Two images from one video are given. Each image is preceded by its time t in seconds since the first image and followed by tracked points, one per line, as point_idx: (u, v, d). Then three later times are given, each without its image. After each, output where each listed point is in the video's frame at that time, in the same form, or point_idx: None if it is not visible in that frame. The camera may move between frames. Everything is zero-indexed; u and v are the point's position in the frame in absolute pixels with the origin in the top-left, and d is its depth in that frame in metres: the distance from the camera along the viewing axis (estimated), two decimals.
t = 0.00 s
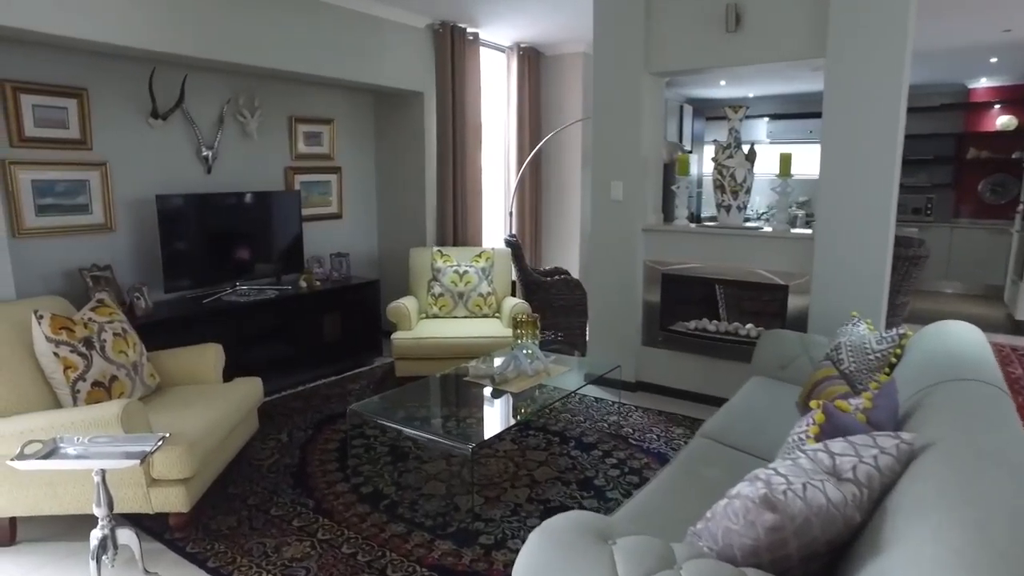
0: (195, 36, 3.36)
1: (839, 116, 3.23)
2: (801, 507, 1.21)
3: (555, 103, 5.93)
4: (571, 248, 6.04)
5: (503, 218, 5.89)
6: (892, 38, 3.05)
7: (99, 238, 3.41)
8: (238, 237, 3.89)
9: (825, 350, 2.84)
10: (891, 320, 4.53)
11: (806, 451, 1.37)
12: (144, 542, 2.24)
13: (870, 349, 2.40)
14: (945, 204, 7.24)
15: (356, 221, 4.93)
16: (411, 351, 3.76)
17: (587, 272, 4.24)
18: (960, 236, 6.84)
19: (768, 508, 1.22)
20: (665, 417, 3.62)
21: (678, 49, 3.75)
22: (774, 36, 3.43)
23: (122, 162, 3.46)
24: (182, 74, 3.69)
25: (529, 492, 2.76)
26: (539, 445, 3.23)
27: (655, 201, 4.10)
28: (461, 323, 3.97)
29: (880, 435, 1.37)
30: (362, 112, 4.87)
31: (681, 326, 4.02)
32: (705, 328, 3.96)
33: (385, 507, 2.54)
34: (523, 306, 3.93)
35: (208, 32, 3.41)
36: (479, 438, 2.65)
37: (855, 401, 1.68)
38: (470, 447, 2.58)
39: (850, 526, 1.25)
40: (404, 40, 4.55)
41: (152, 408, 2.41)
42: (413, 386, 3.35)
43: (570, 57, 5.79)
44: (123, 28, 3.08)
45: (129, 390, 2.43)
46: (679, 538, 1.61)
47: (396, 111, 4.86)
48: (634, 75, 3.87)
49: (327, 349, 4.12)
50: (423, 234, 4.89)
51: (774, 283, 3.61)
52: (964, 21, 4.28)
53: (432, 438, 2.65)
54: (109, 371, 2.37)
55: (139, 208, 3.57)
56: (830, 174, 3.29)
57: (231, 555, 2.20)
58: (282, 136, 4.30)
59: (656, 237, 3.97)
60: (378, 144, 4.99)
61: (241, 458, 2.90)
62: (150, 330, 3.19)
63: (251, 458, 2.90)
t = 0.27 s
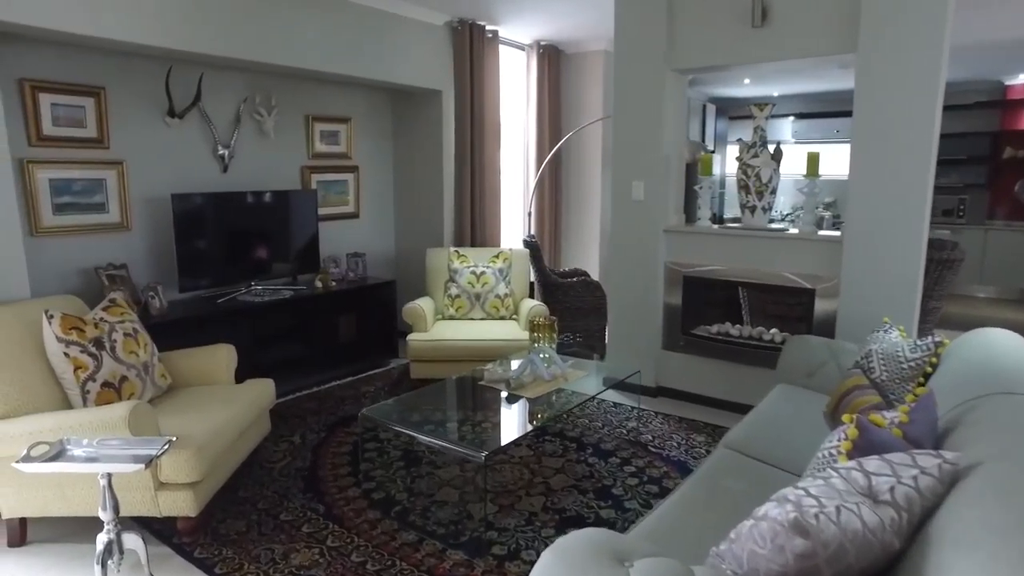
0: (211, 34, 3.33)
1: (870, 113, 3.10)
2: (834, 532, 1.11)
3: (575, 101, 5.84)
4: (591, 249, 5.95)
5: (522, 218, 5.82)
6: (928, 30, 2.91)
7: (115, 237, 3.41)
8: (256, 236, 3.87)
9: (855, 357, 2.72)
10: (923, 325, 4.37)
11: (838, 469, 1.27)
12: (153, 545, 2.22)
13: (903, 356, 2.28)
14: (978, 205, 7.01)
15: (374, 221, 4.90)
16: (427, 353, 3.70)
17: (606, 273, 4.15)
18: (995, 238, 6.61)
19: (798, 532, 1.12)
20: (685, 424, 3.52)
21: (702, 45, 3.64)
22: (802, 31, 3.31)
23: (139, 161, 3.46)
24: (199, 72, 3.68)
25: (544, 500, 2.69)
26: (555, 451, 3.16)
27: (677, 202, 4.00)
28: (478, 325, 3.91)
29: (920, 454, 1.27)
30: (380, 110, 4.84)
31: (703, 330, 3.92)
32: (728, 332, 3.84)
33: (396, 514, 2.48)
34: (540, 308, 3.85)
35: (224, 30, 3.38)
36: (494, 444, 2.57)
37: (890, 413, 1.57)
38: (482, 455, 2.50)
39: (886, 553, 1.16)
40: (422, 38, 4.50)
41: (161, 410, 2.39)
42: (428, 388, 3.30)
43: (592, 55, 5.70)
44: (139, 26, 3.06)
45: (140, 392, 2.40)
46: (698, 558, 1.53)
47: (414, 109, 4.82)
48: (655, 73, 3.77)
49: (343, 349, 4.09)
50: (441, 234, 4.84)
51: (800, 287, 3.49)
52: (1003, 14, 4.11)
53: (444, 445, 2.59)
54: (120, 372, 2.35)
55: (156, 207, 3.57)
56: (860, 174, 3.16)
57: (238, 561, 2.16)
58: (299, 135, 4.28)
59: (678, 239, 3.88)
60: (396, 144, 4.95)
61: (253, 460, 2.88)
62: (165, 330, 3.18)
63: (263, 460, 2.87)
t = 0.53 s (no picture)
0: (227, 31, 3.32)
1: (900, 110, 2.99)
2: (868, 554, 1.04)
3: (593, 100, 5.77)
4: (610, 250, 5.87)
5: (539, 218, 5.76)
6: (961, 23, 2.79)
7: (131, 236, 3.42)
8: (272, 235, 3.85)
9: (883, 364, 2.61)
10: (953, 329, 4.23)
11: (870, 485, 1.19)
12: (162, 546, 2.20)
13: (934, 363, 2.18)
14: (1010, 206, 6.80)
15: (390, 220, 4.88)
16: (442, 354, 3.65)
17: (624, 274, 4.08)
18: None
19: (829, 554, 1.04)
20: (705, 429, 3.44)
21: (724, 41, 3.55)
22: (829, 25, 3.21)
23: (155, 160, 3.45)
24: (215, 70, 3.67)
25: (559, 506, 2.63)
26: (571, 456, 3.10)
27: (697, 202, 3.91)
28: (494, 326, 3.85)
29: (959, 470, 1.19)
30: (397, 109, 4.81)
31: (723, 334, 3.83)
32: (748, 336, 3.75)
33: (408, 519, 2.44)
34: (557, 310, 3.79)
35: (240, 28, 3.36)
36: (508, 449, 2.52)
37: (925, 425, 1.49)
38: (494, 460, 2.44)
39: None
40: (439, 36, 4.46)
41: (171, 411, 2.37)
42: (442, 390, 3.25)
43: (611, 53, 5.63)
44: (155, 24, 3.05)
45: (151, 391, 2.38)
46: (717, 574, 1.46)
47: (430, 108, 4.78)
48: (675, 69, 3.69)
49: (357, 350, 4.07)
50: (457, 234, 4.79)
51: (825, 289, 3.38)
52: None
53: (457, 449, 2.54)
54: (131, 371, 2.34)
55: (172, 206, 3.57)
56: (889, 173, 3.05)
57: (247, 565, 2.13)
58: (316, 133, 4.26)
59: (698, 240, 3.79)
60: (412, 143, 4.92)
61: (265, 461, 2.86)
62: (179, 328, 3.17)
63: (276, 462, 2.85)
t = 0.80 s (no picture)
0: (244, 29, 3.29)
1: (933, 106, 2.87)
2: None
3: (614, 98, 5.69)
4: (629, 250, 5.78)
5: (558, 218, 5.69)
6: (1000, 15, 2.67)
7: (149, 234, 3.42)
8: (289, 234, 3.83)
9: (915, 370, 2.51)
10: (986, 334, 4.09)
11: (911, 502, 1.11)
12: (174, 548, 2.18)
13: (972, 370, 2.08)
14: None
15: (407, 220, 4.84)
16: (458, 356, 3.61)
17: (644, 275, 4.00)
18: None
19: None
20: (727, 435, 3.35)
21: (749, 36, 3.46)
22: (859, 19, 3.10)
23: (172, 158, 3.45)
24: (232, 68, 3.66)
25: (577, 513, 2.57)
26: (589, 461, 3.04)
27: (720, 201, 3.82)
28: (511, 327, 3.79)
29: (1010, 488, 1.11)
30: (414, 107, 4.77)
31: (745, 337, 3.74)
32: (771, 339, 3.67)
33: (422, 524, 2.40)
34: (576, 311, 3.72)
35: (257, 25, 3.34)
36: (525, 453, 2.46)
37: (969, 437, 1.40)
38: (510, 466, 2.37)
39: None
40: (457, 33, 4.41)
41: (184, 412, 2.35)
42: (459, 392, 3.20)
43: (631, 50, 5.54)
44: (172, 21, 3.03)
45: (164, 391, 2.36)
46: None
47: (448, 106, 4.74)
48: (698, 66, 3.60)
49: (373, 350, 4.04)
50: (474, 233, 4.74)
51: (852, 292, 3.28)
52: None
53: (472, 453, 2.49)
54: (144, 370, 2.32)
55: (189, 204, 3.56)
56: (921, 172, 2.94)
57: (258, 569, 2.10)
58: (333, 131, 4.24)
59: (720, 240, 3.70)
60: (430, 141, 4.89)
61: (279, 462, 2.83)
62: (194, 327, 3.16)
63: (290, 464, 2.82)
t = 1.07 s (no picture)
0: (262, 26, 3.27)
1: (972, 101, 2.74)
2: None
3: (634, 96, 5.60)
4: (650, 251, 5.69)
5: (577, 218, 5.61)
6: None
7: (166, 232, 3.41)
8: (307, 232, 3.80)
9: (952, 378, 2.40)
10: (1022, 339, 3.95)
11: (961, 523, 1.03)
12: (188, 551, 2.15)
13: (1016, 378, 1.93)
14: None
15: (425, 219, 4.80)
16: (476, 357, 3.55)
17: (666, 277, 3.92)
18: None
19: None
20: (751, 441, 3.26)
21: (776, 30, 3.36)
22: (892, 12, 2.99)
23: (190, 156, 3.44)
24: (250, 66, 3.64)
25: (596, 521, 2.50)
26: (609, 467, 2.97)
27: (744, 201, 3.73)
28: (530, 329, 3.73)
29: None
30: (433, 105, 4.73)
31: (770, 341, 3.64)
32: (797, 342, 3.56)
33: (438, 529, 2.35)
34: (596, 313, 3.65)
35: (275, 22, 3.31)
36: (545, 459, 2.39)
37: None
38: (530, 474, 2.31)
39: None
40: (477, 30, 4.35)
41: (198, 413, 2.32)
42: (477, 395, 3.14)
43: (653, 47, 5.44)
44: (191, 18, 3.00)
45: (179, 391, 2.34)
46: None
47: (467, 104, 4.69)
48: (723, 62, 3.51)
49: (390, 351, 4.00)
50: (493, 233, 4.69)
51: (883, 295, 3.16)
52: None
53: (489, 457, 2.44)
54: (159, 370, 2.29)
55: (206, 202, 3.55)
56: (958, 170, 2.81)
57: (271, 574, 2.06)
58: (351, 129, 4.21)
59: (745, 241, 3.61)
60: (448, 140, 4.84)
61: (294, 464, 2.80)
62: (210, 326, 3.14)
63: (305, 465, 2.79)
